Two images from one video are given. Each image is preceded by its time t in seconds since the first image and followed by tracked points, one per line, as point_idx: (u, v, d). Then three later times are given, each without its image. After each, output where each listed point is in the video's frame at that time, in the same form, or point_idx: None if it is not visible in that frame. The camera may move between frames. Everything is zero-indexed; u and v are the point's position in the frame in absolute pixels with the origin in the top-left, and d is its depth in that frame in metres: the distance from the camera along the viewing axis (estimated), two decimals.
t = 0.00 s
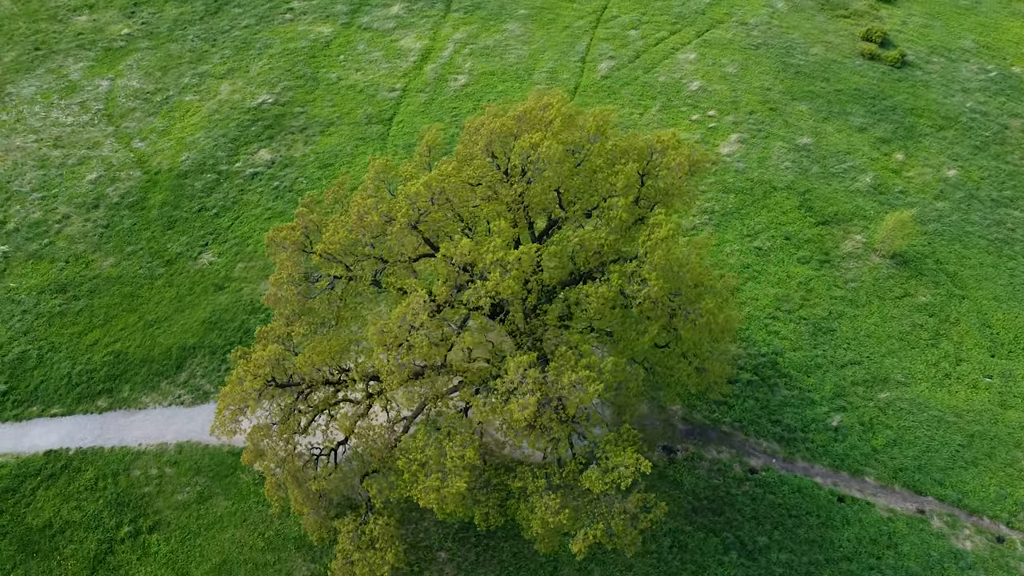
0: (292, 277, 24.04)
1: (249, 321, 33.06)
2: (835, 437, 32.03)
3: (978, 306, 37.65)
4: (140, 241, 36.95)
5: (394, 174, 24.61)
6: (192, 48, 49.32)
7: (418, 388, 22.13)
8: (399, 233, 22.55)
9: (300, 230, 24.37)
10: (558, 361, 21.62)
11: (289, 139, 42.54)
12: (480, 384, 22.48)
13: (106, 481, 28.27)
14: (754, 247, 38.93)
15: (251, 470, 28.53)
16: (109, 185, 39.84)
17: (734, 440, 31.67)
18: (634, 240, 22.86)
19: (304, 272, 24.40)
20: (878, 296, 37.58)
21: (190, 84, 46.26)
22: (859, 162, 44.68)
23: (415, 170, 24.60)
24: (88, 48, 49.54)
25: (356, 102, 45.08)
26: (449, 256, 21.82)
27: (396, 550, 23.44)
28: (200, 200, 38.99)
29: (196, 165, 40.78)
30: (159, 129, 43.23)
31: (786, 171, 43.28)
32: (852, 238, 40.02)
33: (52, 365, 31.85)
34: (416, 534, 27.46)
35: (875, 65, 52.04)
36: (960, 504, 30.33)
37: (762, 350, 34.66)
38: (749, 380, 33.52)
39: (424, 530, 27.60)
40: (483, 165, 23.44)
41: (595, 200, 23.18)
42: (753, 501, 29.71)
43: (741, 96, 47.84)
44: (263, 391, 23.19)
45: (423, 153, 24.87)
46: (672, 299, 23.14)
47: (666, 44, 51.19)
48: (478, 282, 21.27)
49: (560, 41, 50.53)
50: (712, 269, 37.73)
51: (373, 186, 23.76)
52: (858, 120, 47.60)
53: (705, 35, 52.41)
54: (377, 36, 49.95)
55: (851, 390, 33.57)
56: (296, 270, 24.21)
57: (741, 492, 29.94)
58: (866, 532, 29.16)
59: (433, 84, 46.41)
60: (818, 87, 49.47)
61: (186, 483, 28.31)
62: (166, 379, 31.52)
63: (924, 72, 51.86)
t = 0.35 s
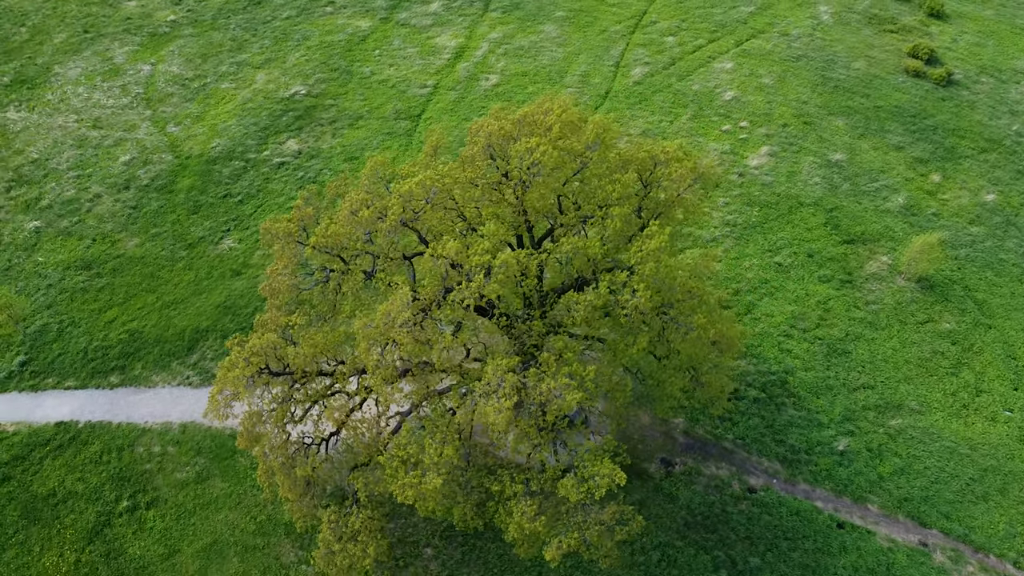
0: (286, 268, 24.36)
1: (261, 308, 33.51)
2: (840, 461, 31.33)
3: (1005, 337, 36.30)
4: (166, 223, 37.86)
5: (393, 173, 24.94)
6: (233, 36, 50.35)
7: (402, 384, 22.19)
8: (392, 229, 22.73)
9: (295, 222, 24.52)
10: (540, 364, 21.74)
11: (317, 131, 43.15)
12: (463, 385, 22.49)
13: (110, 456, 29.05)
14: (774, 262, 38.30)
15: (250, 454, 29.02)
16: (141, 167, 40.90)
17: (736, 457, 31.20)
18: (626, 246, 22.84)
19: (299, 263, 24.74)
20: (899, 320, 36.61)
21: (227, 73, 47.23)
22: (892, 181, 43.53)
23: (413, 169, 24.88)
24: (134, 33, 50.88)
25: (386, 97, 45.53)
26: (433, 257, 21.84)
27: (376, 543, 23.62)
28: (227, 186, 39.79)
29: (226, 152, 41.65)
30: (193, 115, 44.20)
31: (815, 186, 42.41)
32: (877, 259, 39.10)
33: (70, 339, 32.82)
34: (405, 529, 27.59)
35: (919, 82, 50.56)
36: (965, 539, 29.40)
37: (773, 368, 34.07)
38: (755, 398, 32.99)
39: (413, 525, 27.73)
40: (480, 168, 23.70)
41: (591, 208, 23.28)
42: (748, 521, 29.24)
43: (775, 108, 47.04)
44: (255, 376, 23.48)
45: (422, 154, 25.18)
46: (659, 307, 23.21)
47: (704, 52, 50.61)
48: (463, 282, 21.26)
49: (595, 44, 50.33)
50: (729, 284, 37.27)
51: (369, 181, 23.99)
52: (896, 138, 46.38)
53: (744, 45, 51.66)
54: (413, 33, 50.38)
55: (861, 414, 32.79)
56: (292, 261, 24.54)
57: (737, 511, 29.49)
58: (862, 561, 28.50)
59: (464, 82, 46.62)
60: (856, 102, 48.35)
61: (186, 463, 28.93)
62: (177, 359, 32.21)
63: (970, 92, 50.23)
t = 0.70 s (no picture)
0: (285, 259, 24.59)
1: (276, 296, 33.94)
2: (844, 485, 30.63)
3: None
4: (192, 208, 38.69)
5: (395, 171, 25.19)
6: (273, 27, 51.20)
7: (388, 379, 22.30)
8: (387, 225, 22.88)
9: (293, 214, 24.80)
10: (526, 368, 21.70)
11: (346, 124, 43.66)
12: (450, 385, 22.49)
13: (118, 431, 29.77)
14: (795, 278, 37.65)
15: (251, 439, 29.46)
16: (173, 151, 41.86)
17: (737, 474, 30.74)
18: (620, 254, 22.72)
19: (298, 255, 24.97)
20: (920, 345, 35.61)
21: (264, 63, 48.08)
22: (926, 203, 42.25)
23: (414, 168, 25.07)
24: (179, 20, 52.08)
25: (417, 93, 45.83)
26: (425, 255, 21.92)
27: (359, 536, 23.77)
28: (253, 174, 40.51)
29: (256, 141, 42.39)
30: (228, 103, 45.08)
31: (844, 204, 41.49)
32: (902, 281, 38.12)
33: (90, 316, 33.74)
34: (396, 523, 27.71)
35: (963, 102, 48.82)
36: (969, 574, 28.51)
37: (783, 386, 33.47)
38: (762, 415, 32.45)
39: (404, 520, 27.81)
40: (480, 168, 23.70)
41: (588, 214, 23.22)
42: (744, 540, 28.80)
43: (810, 122, 46.14)
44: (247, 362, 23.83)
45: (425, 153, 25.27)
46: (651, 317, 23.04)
47: (741, 61, 49.92)
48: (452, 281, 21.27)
49: (630, 49, 50.01)
50: (745, 298, 36.69)
51: (369, 177, 24.21)
52: (934, 158, 44.96)
53: (783, 56, 50.81)
54: (449, 30, 50.67)
55: (871, 439, 32.02)
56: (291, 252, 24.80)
57: (733, 529, 29.08)
58: None
59: (495, 82, 46.71)
60: (895, 119, 47.07)
61: (190, 443, 29.51)
62: (190, 341, 32.85)
63: (1017, 114, 48.27)
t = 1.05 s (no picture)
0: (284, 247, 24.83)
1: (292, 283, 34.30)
2: (847, 513, 29.81)
3: None
4: (221, 192, 39.56)
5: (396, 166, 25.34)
6: (317, 18, 52.01)
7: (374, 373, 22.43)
8: (382, 220, 23.04)
9: (295, 203, 24.93)
10: (509, 371, 21.65)
11: (378, 118, 44.11)
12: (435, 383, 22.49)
13: (128, 405, 30.58)
14: (817, 297, 36.87)
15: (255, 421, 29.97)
16: (208, 136, 42.86)
17: (736, 493, 30.22)
18: (613, 262, 22.58)
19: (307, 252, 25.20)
20: (942, 374, 34.43)
21: (305, 54, 48.89)
22: (963, 228, 40.53)
23: (415, 165, 25.20)
24: (228, 8, 53.23)
25: (451, 90, 46.07)
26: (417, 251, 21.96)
27: (343, 525, 24.07)
28: (283, 162, 41.24)
29: (288, 130, 43.14)
30: (266, 91, 45.94)
31: (876, 225, 40.39)
32: (930, 307, 36.91)
33: (113, 292, 34.74)
34: (387, 516, 27.82)
35: (1015, 125, 46.59)
36: None
37: (793, 406, 32.78)
38: (769, 435, 31.84)
39: (395, 512, 27.90)
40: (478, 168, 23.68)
41: (584, 220, 23.13)
42: (736, 560, 28.30)
43: (849, 138, 45.02)
44: (242, 347, 24.20)
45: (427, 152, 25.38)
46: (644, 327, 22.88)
47: (783, 74, 49.02)
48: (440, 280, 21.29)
49: (670, 56, 49.50)
50: (763, 315, 35.98)
51: (368, 171, 24.39)
52: (976, 182, 43.02)
53: (827, 70, 49.71)
54: (489, 30, 50.84)
55: (880, 467, 31.10)
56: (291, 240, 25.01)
57: (727, 548, 28.60)
58: None
59: (529, 83, 46.69)
60: (939, 140, 45.38)
61: (195, 422, 30.15)
62: (206, 323, 33.53)
63: None
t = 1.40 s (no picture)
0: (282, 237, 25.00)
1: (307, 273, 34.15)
2: (847, 539, 29.06)
3: None
4: (247, 179, 40.25)
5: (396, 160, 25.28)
6: (357, 12, 52.62)
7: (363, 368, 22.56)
8: (378, 215, 22.91)
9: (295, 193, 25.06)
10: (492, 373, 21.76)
11: (407, 113, 44.44)
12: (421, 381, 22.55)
13: (139, 383, 31.28)
14: (835, 317, 36.06)
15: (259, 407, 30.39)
16: (240, 124, 43.65)
17: (734, 511, 29.73)
18: (605, 270, 22.49)
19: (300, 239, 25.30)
20: (960, 404, 33.29)
21: (342, 47, 49.50)
22: (997, 255, 39.04)
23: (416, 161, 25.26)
24: None
25: (482, 89, 46.19)
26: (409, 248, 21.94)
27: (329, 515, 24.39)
28: (310, 153, 41.79)
29: (318, 121, 43.73)
30: (300, 82, 46.64)
31: (904, 246, 39.30)
32: (954, 334, 35.72)
33: (135, 272, 35.60)
34: (380, 509, 28.02)
35: None
36: None
37: (801, 427, 32.12)
38: (773, 454, 31.21)
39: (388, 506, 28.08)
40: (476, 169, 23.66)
41: (579, 225, 23.01)
42: None
43: (884, 156, 43.88)
44: (240, 334, 24.61)
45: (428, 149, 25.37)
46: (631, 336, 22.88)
47: (821, 87, 48.06)
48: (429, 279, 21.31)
49: (706, 64, 48.90)
50: (778, 331, 35.31)
51: (368, 164, 24.38)
52: (1015, 209, 41.33)
53: (868, 85, 48.56)
54: (525, 30, 50.86)
55: (885, 495, 30.25)
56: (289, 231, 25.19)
57: (719, 565, 28.17)
58: None
59: (561, 85, 46.55)
60: (979, 162, 43.75)
61: (201, 403, 30.71)
62: (221, 307, 34.07)
63: None
